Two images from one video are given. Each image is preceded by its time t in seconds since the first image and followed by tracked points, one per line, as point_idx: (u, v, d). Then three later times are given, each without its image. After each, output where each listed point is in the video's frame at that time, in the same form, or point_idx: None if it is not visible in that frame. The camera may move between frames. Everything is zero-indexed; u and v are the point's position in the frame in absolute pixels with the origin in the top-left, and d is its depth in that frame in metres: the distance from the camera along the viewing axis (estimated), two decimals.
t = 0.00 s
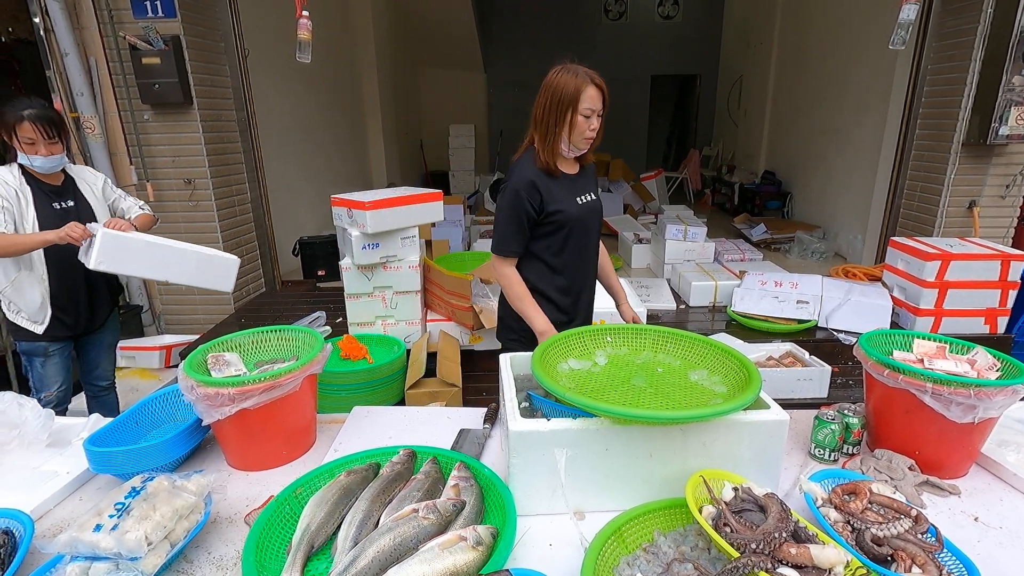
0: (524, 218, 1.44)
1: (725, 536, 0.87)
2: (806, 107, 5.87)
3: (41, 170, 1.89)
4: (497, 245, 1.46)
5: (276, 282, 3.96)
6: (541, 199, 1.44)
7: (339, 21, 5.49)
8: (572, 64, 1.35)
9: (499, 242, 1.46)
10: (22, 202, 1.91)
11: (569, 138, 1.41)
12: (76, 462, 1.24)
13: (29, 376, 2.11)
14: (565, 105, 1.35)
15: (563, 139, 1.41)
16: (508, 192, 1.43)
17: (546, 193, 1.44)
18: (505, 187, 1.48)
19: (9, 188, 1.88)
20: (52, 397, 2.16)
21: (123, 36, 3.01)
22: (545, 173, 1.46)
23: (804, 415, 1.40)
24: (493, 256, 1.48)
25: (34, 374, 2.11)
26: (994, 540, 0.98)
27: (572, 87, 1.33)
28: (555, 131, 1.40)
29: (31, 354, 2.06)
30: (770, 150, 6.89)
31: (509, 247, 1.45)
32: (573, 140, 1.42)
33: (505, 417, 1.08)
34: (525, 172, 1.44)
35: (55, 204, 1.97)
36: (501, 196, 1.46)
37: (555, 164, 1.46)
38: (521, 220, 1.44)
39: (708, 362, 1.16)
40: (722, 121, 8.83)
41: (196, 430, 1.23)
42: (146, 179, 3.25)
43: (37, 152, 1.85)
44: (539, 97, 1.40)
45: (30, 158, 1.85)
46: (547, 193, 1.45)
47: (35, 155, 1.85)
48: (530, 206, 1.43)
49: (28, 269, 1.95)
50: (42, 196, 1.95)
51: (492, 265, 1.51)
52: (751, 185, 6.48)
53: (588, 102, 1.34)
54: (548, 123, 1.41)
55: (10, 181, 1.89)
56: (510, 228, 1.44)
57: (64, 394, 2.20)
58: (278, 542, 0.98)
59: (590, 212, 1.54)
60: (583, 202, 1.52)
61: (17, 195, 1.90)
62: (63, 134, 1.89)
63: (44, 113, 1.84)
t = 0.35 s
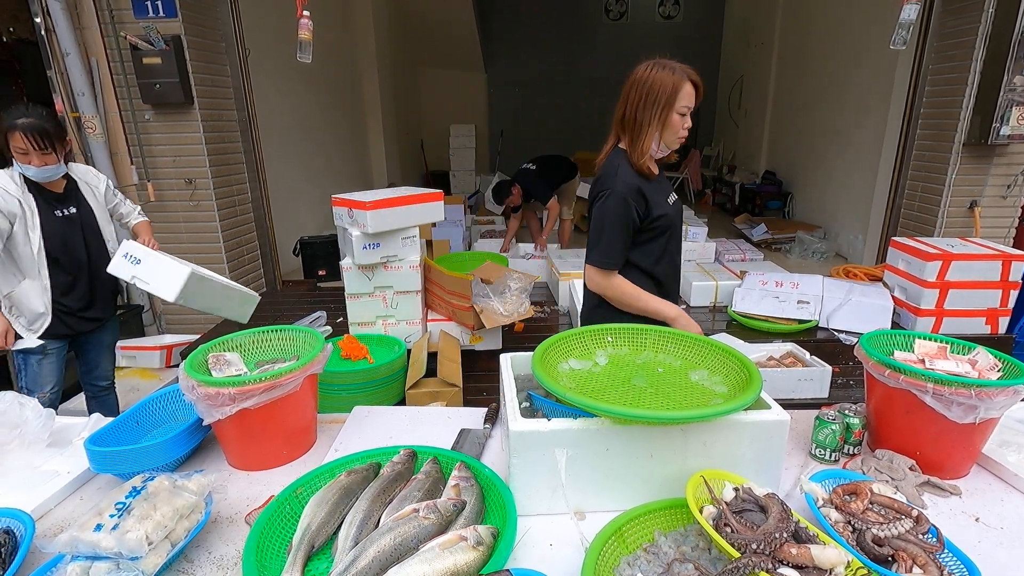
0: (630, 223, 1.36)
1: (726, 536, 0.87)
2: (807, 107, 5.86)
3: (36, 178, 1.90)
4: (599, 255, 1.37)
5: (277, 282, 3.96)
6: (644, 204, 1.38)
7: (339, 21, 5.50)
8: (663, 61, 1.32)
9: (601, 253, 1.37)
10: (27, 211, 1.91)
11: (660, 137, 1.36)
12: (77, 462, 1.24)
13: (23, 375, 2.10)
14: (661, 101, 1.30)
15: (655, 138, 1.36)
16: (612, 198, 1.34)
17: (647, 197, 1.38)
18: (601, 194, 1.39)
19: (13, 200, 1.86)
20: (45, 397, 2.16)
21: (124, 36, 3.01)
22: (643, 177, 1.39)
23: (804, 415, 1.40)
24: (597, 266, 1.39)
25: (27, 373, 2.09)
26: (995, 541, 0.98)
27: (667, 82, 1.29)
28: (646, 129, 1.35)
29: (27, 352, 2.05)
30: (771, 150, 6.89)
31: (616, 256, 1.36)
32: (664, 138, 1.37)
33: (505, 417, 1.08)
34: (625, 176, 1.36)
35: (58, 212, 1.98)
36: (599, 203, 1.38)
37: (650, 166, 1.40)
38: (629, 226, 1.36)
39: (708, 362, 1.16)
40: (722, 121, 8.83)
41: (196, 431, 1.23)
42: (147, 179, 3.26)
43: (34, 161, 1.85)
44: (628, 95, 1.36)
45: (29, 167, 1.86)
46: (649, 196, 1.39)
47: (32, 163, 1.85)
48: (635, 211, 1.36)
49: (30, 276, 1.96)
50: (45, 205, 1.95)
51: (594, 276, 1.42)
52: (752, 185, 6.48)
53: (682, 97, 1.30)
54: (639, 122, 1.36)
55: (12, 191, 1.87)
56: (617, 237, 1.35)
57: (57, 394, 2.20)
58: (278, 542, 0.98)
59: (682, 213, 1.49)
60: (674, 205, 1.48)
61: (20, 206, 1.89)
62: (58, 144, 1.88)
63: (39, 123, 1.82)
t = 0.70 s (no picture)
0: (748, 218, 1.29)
1: (726, 536, 0.87)
2: (807, 107, 5.86)
3: (17, 214, 1.86)
4: (720, 256, 1.26)
5: (277, 282, 3.96)
6: (753, 198, 1.32)
7: (339, 20, 5.50)
8: (758, 53, 1.27)
9: (722, 253, 1.26)
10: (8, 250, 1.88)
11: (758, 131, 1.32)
12: (77, 461, 1.24)
13: (27, 385, 2.13)
14: (765, 94, 1.25)
15: (754, 133, 1.31)
16: (729, 194, 1.26)
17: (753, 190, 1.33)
18: (708, 193, 1.30)
19: None
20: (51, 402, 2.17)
21: (124, 35, 3.01)
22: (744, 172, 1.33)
23: (804, 415, 1.40)
24: (719, 269, 1.28)
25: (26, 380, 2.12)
26: (995, 541, 0.98)
27: (772, 74, 1.24)
28: (747, 125, 1.30)
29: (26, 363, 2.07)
30: (771, 150, 6.88)
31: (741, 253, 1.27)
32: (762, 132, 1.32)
33: (505, 417, 1.08)
34: (733, 172, 1.29)
35: (34, 244, 1.96)
36: (710, 203, 1.28)
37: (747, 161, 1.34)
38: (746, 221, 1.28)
39: (708, 362, 1.16)
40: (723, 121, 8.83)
41: (196, 430, 1.23)
42: (146, 179, 3.25)
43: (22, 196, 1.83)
44: (722, 90, 1.30)
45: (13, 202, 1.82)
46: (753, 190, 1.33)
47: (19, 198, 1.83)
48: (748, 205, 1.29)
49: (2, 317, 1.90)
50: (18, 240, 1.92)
51: (712, 279, 1.30)
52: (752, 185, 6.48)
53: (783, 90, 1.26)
54: (738, 118, 1.30)
55: None
56: (740, 235, 1.26)
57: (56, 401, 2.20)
58: (279, 542, 0.98)
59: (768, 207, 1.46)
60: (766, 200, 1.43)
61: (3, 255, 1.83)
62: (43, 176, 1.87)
63: (28, 154, 1.82)
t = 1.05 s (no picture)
0: (812, 209, 1.30)
1: (726, 536, 0.87)
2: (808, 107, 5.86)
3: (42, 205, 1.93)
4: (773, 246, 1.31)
5: (277, 282, 3.96)
6: (825, 191, 1.33)
7: (339, 20, 5.50)
8: (831, 48, 1.30)
9: (777, 243, 1.31)
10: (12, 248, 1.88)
11: (838, 122, 1.32)
12: (78, 461, 1.24)
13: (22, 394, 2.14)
14: (839, 86, 1.27)
15: (832, 124, 1.32)
16: (791, 184, 1.30)
17: (828, 184, 1.33)
18: (773, 182, 1.35)
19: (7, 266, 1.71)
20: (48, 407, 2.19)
21: (124, 35, 3.01)
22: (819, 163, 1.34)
23: (805, 415, 1.40)
24: (774, 256, 1.33)
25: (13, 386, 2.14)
26: (995, 541, 0.98)
27: (843, 65, 1.26)
28: (821, 117, 1.32)
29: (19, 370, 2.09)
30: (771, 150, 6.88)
31: (798, 242, 1.29)
32: (843, 123, 1.32)
33: (505, 417, 1.08)
34: (803, 163, 1.31)
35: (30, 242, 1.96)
36: (772, 192, 1.34)
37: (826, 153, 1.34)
38: (810, 212, 1.30)
39: (709, 362, 1.16)
40: (723, 121, 8.83)
41: (196, 430, 1.23)
42: (146, 179, 3.25)
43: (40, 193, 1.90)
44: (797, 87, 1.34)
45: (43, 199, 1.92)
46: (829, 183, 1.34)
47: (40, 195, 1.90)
48: (815, 197, 1.31)
49: None
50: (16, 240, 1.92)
51: (767, 266, 1.36)
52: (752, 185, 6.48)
53: (861, 78, 1.26)
54: (812, 112, 1.33)
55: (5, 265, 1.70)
56: (799, 224, 1.29)
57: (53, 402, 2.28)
58: (279, 542, 0.98)
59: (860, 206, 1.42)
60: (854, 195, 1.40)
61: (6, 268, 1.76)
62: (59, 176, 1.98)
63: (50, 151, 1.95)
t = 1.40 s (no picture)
0: (879, 216, 1.24)
1: (726, 536, 0.87)
2: (807, 107, 5.86)
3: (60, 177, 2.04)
4: (837, 252, 1.26)
5: (277, 281, 3.96)
6: (896, 198, 1.26)
7: (339, 20, 5.50)
8: (907, 44, 1.22)
9: (841, 249, 1.26)
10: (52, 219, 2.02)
11: (915, 119, 1.24)
12: (78, 461, 1.24)
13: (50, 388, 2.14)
14: (914, 82, 1.19)
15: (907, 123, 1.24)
16: (857, 189, 1.24)
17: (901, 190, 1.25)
18: (841, 186, 1.29)
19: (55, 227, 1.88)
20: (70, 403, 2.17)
21: (124, 35, 3.01)
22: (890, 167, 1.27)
23: (805, 415, 1.40)
24: (837, 265, 1.27)
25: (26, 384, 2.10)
26: (995, 541, 0.98)
27: (921, 59, 1.18)
28: (895, 115, 1.24)
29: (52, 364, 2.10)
30: (771, 150, 6.88)
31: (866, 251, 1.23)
32: (920, 122, 1.24)
33: (505, 416, 1.08)
34: (872, 165, 1.25)
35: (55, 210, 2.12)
36: (840, 197, 1.28)
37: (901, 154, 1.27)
38: (877, 219, 1.24)
39: (708, 362, 1.16)
40: (723, 120, 8.83)
41: (196, 431, 1.23)
42: (146, 179, 3.26)
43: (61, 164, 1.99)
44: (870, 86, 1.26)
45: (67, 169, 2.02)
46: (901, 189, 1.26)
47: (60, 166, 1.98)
48: (884, 204, 1.24)
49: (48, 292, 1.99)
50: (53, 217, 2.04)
51: (828, 274, 1.30)
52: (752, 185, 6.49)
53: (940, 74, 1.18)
54: (884, 111, 1.26)
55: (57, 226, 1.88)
56: (865, 232, 1.23)
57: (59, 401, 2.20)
58: (278, 542, 0.98)
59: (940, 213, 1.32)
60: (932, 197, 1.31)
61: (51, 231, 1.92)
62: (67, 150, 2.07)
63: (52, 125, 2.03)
